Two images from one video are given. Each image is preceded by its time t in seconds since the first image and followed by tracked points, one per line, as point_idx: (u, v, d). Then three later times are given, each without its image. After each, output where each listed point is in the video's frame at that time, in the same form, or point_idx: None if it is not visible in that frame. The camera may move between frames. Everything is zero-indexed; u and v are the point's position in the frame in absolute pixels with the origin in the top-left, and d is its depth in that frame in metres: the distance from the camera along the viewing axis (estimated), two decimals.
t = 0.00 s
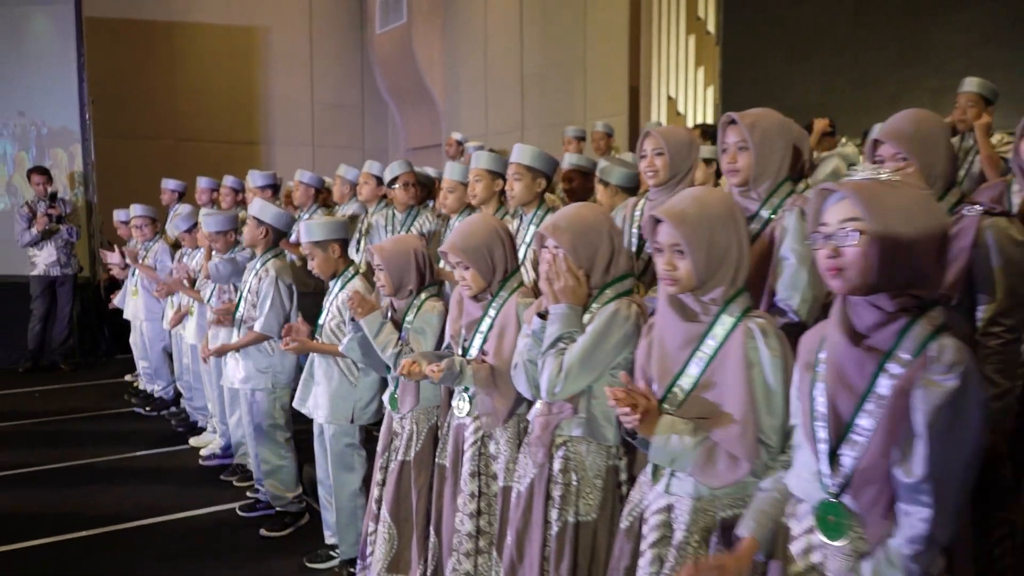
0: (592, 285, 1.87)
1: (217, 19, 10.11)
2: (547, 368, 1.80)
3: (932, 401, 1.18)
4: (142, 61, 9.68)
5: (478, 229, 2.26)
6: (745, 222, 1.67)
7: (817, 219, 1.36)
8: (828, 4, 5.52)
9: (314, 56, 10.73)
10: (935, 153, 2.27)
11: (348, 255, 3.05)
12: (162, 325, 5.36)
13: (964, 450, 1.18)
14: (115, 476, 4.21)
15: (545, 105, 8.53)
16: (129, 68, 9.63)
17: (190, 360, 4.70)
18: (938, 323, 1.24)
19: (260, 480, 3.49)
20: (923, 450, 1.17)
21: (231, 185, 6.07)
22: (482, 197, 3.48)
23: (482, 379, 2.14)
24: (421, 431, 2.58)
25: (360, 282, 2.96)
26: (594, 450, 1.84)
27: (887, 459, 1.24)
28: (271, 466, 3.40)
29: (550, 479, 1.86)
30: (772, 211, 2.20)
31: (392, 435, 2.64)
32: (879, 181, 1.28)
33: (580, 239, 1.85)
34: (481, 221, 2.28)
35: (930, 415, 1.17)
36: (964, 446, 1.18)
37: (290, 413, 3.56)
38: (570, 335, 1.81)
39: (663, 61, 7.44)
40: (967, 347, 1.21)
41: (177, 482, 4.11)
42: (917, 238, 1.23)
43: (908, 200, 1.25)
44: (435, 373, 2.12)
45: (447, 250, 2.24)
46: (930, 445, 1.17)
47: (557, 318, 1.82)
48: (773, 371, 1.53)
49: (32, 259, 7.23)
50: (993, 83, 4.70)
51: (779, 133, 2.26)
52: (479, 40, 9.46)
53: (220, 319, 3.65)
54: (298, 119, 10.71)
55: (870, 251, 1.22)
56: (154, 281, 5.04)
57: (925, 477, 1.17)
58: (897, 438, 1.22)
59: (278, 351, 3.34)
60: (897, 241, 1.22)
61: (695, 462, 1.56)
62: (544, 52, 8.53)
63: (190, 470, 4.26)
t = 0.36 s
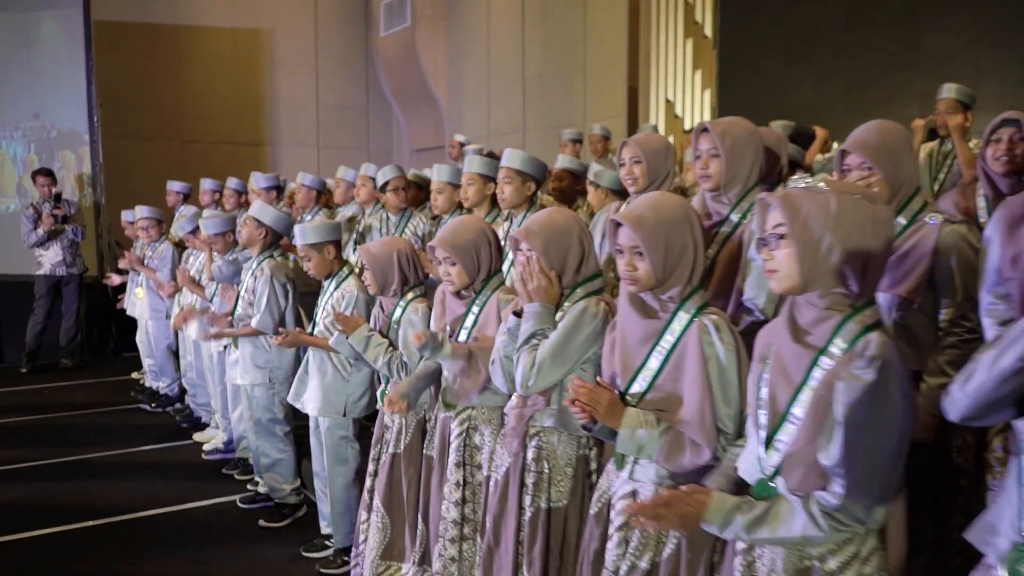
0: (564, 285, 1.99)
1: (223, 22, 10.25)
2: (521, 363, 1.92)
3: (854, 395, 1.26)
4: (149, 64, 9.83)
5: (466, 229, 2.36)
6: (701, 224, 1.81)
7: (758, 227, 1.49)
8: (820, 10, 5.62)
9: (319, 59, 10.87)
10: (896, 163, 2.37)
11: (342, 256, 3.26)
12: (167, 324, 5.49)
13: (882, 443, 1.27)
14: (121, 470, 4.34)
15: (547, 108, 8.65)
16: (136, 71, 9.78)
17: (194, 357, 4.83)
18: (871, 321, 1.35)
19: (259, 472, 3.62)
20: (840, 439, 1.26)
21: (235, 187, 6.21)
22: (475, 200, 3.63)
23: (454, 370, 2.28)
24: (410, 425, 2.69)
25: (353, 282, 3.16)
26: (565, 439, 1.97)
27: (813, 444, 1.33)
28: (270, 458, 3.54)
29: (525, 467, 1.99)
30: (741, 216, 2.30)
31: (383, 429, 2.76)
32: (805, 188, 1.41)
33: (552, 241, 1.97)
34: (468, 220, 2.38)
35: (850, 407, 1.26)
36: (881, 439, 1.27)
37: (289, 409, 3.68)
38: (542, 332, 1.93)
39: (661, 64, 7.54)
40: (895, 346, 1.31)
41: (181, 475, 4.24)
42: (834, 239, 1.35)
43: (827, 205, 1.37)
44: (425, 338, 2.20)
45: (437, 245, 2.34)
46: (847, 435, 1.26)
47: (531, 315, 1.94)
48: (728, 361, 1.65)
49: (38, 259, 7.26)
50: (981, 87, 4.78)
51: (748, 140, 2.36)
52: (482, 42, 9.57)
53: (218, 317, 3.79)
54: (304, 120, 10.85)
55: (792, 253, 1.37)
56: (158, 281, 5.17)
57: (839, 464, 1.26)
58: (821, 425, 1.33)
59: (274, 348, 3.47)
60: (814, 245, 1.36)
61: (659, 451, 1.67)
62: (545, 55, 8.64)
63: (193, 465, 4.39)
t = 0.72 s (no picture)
0: (541, 282, 2.12)
1: (230, 25, 10.40)
2: (502, 357, 2.04)
3: (784, 383, 1.39)
4: (156, 66, 9.99)
5: (458, 226, 2.48)
6: (666, 225, 1.93)
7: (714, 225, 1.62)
8: (814, 14, 5.71)
9: (325, 60, 11.01)
10: (864, 167, 2.45)
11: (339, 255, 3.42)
12: (173, 321, 5.63)
13: (813, 427, 1.40)
14: (127, 462, 4.48)
15: (548, 109, 8.77)
16: (143, 73, 9.93)
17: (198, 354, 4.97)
18: (811, 315, 1.47)
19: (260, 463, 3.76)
20: (769, 423, 1.39)
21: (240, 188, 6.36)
22: (469, 201, 3.77)
23: (429, 341, 2.41)
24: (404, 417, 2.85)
25: (349, 279, 3.30)
26: (542, 427, 2.09)
27: (751, 428, 1.45)
28: (270, 450, 3.67)
29: (504, 454, 2.11)
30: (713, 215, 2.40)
31: (378, 421, 2.91)
32: (752, 192, 1.53)
33: (529, 239, 2.10)
34: (459, 218, 2.49)
35: (780, 394, 1.39)
36: (811, 425, 1.40)
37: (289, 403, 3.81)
38: (521, 327, 2.05)
39: (660, 66, 7.63)
40: (830, 340, 1.42)
41: (185, 467, 4.37)
42: (777, 239, 1.47)
43: (771, 207, 1.50)
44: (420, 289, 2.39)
45: (431, 238, 2.46)
46: (777, 420, 1.39)
47: (511, 311, 2.07)
48: (689, 355, 1.76)
49: (41, 258, 7.40)
50: (971, 89, 4.86)
51: (720, 145, 2.47)
52: (484, 44, 9.68)
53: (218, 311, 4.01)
54: (309, 121, 11.00)
55: (740, 251, 1.50)
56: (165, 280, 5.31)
57: (769, 447, 1.40)
58: (757, 411, 1.44)
59: (272, 344, 3.61)
60: (758, 244, 1.49)
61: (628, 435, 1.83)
62: (546, 57, 8.75)
63: (198, 457, 4.53)
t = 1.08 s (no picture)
0: (520, 276, 2.24)
1: (235, 27, 10.55)
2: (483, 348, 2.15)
3: (729, 366, 1.54)
4: (161, 67, 10.14)
5: (448, 223, 2.61)
6: (639, 223, 2.06)
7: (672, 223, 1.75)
8: (806, 18, 5.82)
9: (328, 61, 11.15)
10: (833, 170, 2.57)
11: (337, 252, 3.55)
12: (177, 317, 5.75)
13: (754, 411, 1.55)
14: (133, 453, 4.63)
15: (548, 110, 8.89)
16: (149, 74, 10.08)
17: (202, 349, 5.10)
18: (760, 305, 1.60)
19: (259, 453, 3.91)
20: (714, 404, 1.54)
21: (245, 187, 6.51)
22: (463, 199, 3.89)
23: (417, 318, 2.52)
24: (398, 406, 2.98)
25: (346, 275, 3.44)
26: (521, 414, 2.23)
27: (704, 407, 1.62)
28: (270, 440, 3.82)
29: (485, 439, 2.25)
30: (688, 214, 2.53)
31: (373, 410, 3.04)
32: (705, 193, 1.68)
33: (509, 236, 2.22)
34: (449, 216, 2.62)
35: (726, 376, 1.54)
36: (752, 405, 1.54)
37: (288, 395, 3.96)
38: (500, 320, 2.18)
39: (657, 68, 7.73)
40: (775, 328, 1.57)
41: (189, 458, 4.52)
42: (728, 235, 1.61)
43: (722, 206, 1.64)
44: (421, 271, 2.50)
45: (422, 236, 2.58)
46: (721, 401, 1.54)
47: (491, 302, 2.20)
48: (654, 345, 1.86)
49: (40, 256, 7.47)
50: (956, 93, 4.96)
51: (693, 146, 2.59)
52: (485, 45, 9.80)
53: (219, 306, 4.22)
54: (313, 121, 11.15)
55: (694, 248, 1.64)
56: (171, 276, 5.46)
57: (714, 426, 1.55)
58: (707, 391, 1.60)
59: (270, 337, 3.77)
60: (711, 240, 1.63)
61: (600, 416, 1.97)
62: (546, 58, 8.88)
63: (201, 448, 4.67)
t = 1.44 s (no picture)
0: (496, 271, 2.36)
1: (236, 28, 10.66)
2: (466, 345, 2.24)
3: (684, 350, 1.68)
4: (163, 68, 10.25)
5: (434, 222, 2.71)
6: (610, 219, 2.17)
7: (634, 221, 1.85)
8: (796, 21, 5.91)
9: (328, 62, 11.26)
10: (805, 171, 2.65)
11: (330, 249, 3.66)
12: (177, 314, 5.87)
13: (707, 394, 1.69)
14: (133, 447, 4.74)
15: (545, 110, 8.99)
16: (151, 75, 10.20)
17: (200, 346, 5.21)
18: (714, 296, 1.73)
19: (254, 445, 4.03)
20: (669, 385, 1.68)
21: (245, 187, 6.64)
22: (453, 199, 3.94)
23: (404, 307, 2.65)
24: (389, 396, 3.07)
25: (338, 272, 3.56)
26: (499, 403, 2.34)
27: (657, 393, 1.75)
28: (265, 433, 3.95)
29: (464, 427, 2.36)
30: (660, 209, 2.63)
31: (365, 402, 3.13)
32: (663, 192, 1.78)
33: (489, 229, 2.34)
34: (435, 214, 2.72)
35: (680, 359, 1.68)
36: (703, 388, 1.68)
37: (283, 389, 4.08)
38: (475, 314, 2.27)
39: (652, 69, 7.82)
40: (727, 317, 1.70)
41: (187, 451, 4.63)
42: (688, 231, 1.72)
43: (680, 204, 1.75)
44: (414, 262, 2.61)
45: (408, 236, 2.67)
46: (676, 382, 1.67)
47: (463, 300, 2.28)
48: (619, 338, 1.97)
49: (35, 254, 7.45)
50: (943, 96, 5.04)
51: (666, 144, 2.70)
52: (484, 46, 9.90)
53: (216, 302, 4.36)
54: (314, 121, 11.27)
55: (656, 243, 1.73)
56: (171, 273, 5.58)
57: (669, 409, 1.69)
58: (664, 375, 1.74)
59: (266, 333, 3.89)
60: (673, 235, 1.72)
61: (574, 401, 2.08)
62: (543, 58, 8.98)
63: (199, 442, 4.78)
